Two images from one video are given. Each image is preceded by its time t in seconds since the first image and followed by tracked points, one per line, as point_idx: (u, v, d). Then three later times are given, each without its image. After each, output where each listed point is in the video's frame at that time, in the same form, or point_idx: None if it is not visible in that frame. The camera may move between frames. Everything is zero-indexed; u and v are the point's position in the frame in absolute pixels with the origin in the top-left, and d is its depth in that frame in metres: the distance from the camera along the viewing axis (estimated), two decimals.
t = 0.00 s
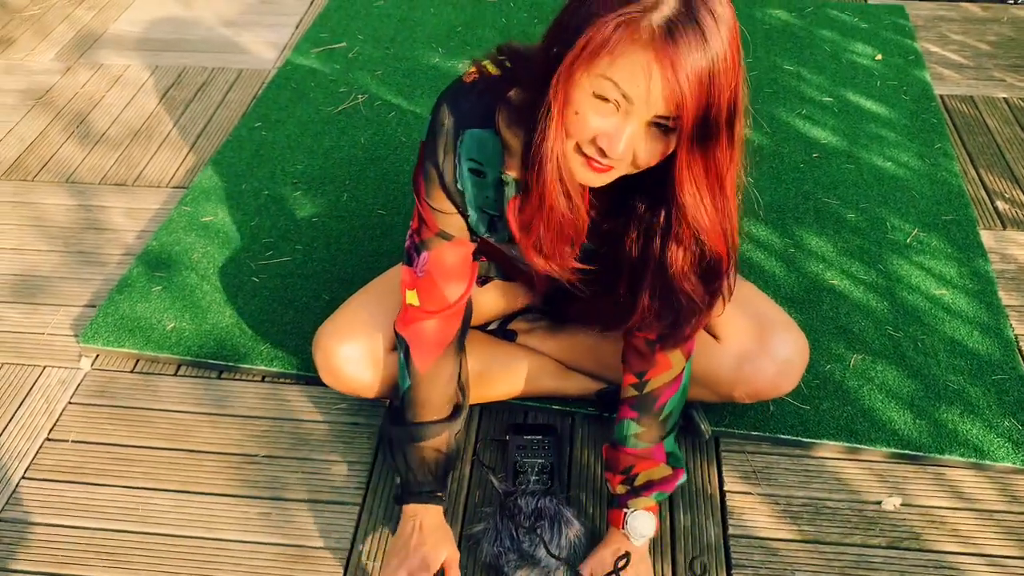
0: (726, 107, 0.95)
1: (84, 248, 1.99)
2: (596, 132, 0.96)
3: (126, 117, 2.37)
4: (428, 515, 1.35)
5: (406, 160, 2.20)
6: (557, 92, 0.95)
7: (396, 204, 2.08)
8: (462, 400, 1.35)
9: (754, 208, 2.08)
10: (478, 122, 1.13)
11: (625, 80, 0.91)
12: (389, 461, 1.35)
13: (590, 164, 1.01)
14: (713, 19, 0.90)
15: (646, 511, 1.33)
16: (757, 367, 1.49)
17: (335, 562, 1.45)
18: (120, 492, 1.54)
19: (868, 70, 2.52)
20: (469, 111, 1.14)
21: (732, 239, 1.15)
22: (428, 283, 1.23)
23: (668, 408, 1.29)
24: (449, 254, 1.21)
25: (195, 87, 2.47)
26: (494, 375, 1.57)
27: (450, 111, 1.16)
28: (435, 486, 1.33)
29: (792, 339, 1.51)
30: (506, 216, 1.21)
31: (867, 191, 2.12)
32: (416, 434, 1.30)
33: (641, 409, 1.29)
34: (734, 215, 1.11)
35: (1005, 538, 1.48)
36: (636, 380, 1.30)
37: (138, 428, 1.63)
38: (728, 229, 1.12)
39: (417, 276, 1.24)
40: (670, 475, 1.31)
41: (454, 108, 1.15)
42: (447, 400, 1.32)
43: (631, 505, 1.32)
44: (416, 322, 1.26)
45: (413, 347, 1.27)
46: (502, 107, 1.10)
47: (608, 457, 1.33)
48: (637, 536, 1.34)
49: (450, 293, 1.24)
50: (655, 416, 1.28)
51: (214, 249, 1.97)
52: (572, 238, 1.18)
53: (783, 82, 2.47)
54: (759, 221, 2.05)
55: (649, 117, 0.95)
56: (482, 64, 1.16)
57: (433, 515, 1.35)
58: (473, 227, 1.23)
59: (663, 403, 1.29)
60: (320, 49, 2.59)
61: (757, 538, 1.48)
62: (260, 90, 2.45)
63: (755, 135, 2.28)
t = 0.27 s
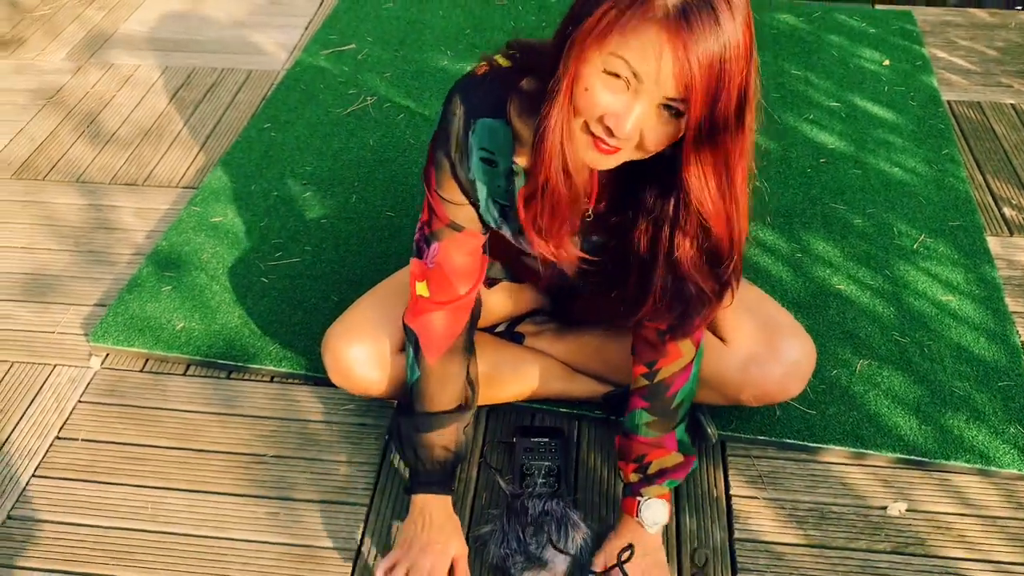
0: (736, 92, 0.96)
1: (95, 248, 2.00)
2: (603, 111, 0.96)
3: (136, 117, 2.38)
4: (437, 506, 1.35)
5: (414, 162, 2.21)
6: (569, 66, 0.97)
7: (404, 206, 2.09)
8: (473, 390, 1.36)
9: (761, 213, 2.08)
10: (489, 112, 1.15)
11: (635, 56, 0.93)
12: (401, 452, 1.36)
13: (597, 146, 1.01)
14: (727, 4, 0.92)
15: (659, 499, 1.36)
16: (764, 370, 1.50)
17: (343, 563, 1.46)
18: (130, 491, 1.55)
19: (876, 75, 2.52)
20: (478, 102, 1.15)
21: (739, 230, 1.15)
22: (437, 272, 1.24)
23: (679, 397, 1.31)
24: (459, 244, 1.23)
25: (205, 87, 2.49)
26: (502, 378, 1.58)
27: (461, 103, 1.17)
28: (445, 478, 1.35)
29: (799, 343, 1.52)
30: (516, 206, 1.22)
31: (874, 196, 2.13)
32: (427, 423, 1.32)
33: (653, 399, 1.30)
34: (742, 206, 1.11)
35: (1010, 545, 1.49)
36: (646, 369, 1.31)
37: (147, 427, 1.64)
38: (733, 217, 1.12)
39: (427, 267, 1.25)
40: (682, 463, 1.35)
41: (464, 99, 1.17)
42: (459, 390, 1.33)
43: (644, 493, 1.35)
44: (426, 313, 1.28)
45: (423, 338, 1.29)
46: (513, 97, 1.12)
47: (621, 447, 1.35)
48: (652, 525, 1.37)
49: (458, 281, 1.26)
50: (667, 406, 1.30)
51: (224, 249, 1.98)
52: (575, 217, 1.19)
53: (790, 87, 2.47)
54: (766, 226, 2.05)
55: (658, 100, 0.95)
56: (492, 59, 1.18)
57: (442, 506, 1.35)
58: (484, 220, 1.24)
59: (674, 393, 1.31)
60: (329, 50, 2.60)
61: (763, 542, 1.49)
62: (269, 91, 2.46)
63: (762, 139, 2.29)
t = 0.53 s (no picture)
0: (751, 74, 0.96)
1: (102, 247, 2.00)
2: (616, 87, 0.97)
3: (145, 117, 2.38)
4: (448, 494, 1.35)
5: (422, 166, 2.21)
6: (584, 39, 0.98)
7: (412, 210, 2.09)
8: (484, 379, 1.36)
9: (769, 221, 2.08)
10: (502, 100, 1.16)
11: (650, 29, 0.94)
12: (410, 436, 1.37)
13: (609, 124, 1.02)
14: None
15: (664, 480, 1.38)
16: (773, 378, 1.50)
17: (347, 567, 1.45)
18: (134, 491, 1.55)
19: (885, 84, 2.52)
20: (491, 89, 1.17)
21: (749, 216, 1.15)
22: (451, 263, 1.24)
23: (683, 379, 1.33)
24: (473, 235, 1.23)
25: (214, 88, 2.49)
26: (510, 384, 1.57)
27: (474, 89, 1.18)
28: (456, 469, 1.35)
29: (809, 351, 1.51)
30: (529, 194, 1.23)
31: (882, 206, 2.12)
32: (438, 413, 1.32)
33: (658, 380, 1.33)
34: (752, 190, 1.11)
35: (1018, 558, 1.48)
36: (650, 351, 1.33)
37: (152, 428, 1.64)
38: (744, 201, 1.12)
39: (441, 258, 1.24)
40: (684, 443, 1.38)
41: (477, 86, 1.18)
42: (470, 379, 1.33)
43: (648, 474, 1.38)
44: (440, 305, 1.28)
45: (437, 330, 1.29)
46: (527, 83, 1.13)
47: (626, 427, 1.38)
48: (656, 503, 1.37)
49: (473, 272, 1.26)
50: (672, 387, 1.33)
51: (231, 250, 1.98)
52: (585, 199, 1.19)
53: (799, 95, 2.47)
54: (774, 234, 2.05)
55: (671, 76, 0.96)
56: (505, 49, 1.20)
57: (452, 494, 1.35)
58: (496, 208, 1.24)
59: (679, 375, 1.33)
60: (338, 53, 2.60)
61: (769, 552, 1.48)
62: (277, 93, 2.46)
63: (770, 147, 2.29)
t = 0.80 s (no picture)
0: (766, 77, 0.97)
1: (107, 249, 2.00)
2: (632, 85, 0.98)
3: (151, 119, 2.38)
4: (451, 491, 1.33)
5: (429, 174, 2.21)
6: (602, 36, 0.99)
7: (417, 218, 2.09)
8: (489, 378, 1.35)
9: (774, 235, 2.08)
10: (515, 97, 1.18)
11: (667, 29, 0.94)
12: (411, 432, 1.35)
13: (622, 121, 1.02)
14: None
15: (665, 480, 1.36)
16: (778, 393, 1.50)
17: None
18: (134, 495, 1.54)
19: (891, 101, 2.53)
20: (506, 86, 1.18)
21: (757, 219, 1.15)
22: (459, 258, 1.24)
23: (685, 382, 1.32)
24: (482, 231, 1.23)
25: (221, 91, 2.49)
26: (513, 397, 1.57)
27: (489, 84, 1.20)
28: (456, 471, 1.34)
29: (815, 366, 1.51)
30: (538, 192, 1.24)
31: (887, 222, 2.12)
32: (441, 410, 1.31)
33: (660, 382, 1.32)
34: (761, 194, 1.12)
35: None
36: (653, 354, 1.31)
37: (154, 432, 1.64)
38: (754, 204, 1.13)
39: (448, 254, 1.25)
40: (685, 443, 1.37)
41: (493, 82, 1.20)
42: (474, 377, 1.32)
43: (650, 474, 1.36)
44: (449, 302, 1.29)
45: (444, 327, 1.30)
46: (541, 81, 1.15)
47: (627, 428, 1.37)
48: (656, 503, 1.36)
49: (481, 268, 1.26)
50: (673, 390, 1.32)
51: (236, 255, 1.98)
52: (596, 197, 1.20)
53: (806, 109, 2.48)
54: (779, 248, 2.05)
55: (686, 77, 0.96)
56: (520, 48, 1.22)
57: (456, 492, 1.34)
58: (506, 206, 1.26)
59: (681, 377, 1.32)
60: (346, 58, 2.60)
61: (770, 569, 1.48)
62: (284, 98, 2.46)
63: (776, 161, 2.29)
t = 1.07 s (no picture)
0: (775, 74, 0.98)
1: (106, 244, 1.99)
2: (643, 79, 0.97)
3: (152, 114, 2.37)
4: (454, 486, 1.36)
5: (429, 173, 2.21)
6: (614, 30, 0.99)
7: (418, 217, 2.08)
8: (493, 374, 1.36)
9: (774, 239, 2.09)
10: (522, 91, 1.17)
11: (681, 24, 0.95)
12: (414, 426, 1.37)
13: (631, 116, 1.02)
14: None
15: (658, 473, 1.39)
16: (778, 397, 1.50)
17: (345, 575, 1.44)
18: (132, 492, 1.54)
19: (892, 106, 2.53)
20: (514, 79, 1.18)
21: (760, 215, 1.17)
22: (468, 254, 1.25)
23: (682, 377, 1.34)
24: (490, 226, 1.25)
25: (221, 88, 2.48)
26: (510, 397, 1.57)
27: (497, 78, 1.19)
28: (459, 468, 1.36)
29: (816, 371, 1.51)
30: (544, 186, 1.23)
31: (887, 228, 2.13)
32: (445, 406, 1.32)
33: (657, 377, 1.34)
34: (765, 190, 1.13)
35: None
36: (649, 348, 1.34)
37: (151, 428, 1.63)
38: (758, 201, 1.14)
39: (457, 250, 1.26)
40: (680, 438, 1.37)
41: (501, 76, 1.19)
42: (478, 372, 1.33)
43: (644, 467, 1.38)
44: (455, 297, 1.30)
45: (451, 322, 1.31)
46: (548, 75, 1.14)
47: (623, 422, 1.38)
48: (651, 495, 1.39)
49: (488, 263, 1.27)
50: (671, 384, 1.33)
51: (235, 252, 1.97)
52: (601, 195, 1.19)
53: (806, 114, 2.48)
54: (779, 253, 2.05)
55: (696, 72, 0.97)
56: (528, 44, 1.22)
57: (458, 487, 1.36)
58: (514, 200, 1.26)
59: (678, 372, 1.34)
60: (347, 56, 2.60)
61: (767, 572, 1.48)
62: (285, 95, 2.46)
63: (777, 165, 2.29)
